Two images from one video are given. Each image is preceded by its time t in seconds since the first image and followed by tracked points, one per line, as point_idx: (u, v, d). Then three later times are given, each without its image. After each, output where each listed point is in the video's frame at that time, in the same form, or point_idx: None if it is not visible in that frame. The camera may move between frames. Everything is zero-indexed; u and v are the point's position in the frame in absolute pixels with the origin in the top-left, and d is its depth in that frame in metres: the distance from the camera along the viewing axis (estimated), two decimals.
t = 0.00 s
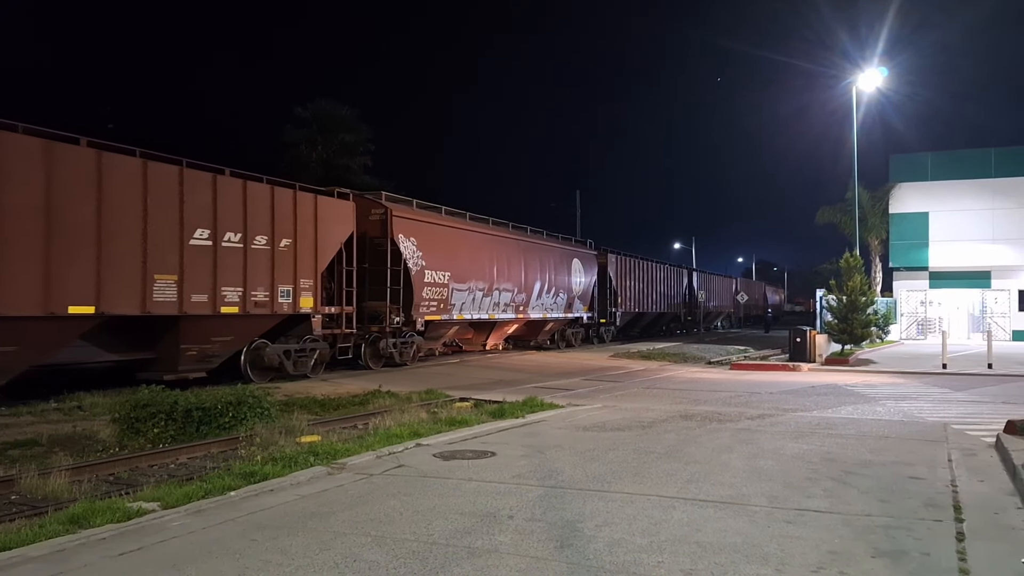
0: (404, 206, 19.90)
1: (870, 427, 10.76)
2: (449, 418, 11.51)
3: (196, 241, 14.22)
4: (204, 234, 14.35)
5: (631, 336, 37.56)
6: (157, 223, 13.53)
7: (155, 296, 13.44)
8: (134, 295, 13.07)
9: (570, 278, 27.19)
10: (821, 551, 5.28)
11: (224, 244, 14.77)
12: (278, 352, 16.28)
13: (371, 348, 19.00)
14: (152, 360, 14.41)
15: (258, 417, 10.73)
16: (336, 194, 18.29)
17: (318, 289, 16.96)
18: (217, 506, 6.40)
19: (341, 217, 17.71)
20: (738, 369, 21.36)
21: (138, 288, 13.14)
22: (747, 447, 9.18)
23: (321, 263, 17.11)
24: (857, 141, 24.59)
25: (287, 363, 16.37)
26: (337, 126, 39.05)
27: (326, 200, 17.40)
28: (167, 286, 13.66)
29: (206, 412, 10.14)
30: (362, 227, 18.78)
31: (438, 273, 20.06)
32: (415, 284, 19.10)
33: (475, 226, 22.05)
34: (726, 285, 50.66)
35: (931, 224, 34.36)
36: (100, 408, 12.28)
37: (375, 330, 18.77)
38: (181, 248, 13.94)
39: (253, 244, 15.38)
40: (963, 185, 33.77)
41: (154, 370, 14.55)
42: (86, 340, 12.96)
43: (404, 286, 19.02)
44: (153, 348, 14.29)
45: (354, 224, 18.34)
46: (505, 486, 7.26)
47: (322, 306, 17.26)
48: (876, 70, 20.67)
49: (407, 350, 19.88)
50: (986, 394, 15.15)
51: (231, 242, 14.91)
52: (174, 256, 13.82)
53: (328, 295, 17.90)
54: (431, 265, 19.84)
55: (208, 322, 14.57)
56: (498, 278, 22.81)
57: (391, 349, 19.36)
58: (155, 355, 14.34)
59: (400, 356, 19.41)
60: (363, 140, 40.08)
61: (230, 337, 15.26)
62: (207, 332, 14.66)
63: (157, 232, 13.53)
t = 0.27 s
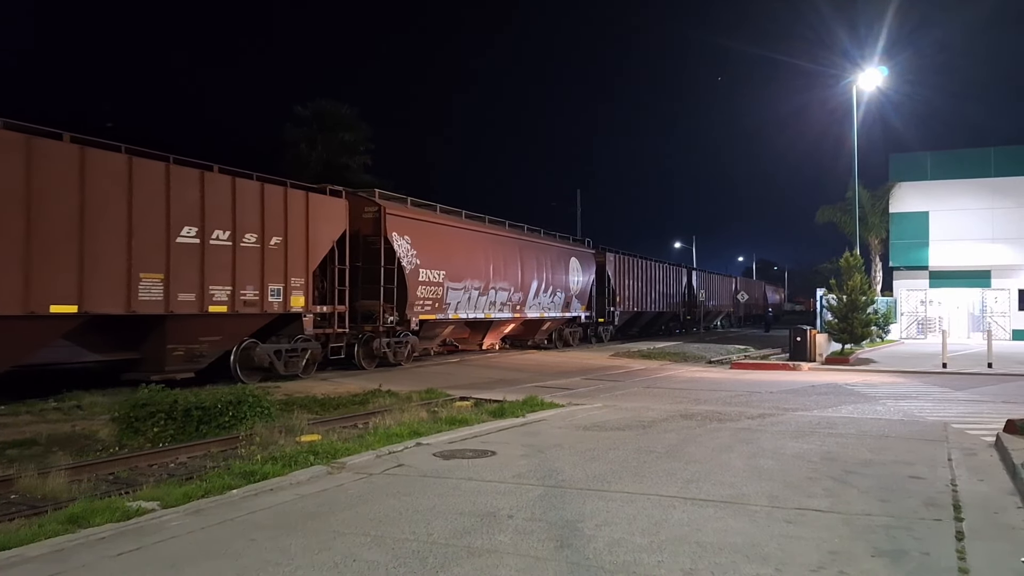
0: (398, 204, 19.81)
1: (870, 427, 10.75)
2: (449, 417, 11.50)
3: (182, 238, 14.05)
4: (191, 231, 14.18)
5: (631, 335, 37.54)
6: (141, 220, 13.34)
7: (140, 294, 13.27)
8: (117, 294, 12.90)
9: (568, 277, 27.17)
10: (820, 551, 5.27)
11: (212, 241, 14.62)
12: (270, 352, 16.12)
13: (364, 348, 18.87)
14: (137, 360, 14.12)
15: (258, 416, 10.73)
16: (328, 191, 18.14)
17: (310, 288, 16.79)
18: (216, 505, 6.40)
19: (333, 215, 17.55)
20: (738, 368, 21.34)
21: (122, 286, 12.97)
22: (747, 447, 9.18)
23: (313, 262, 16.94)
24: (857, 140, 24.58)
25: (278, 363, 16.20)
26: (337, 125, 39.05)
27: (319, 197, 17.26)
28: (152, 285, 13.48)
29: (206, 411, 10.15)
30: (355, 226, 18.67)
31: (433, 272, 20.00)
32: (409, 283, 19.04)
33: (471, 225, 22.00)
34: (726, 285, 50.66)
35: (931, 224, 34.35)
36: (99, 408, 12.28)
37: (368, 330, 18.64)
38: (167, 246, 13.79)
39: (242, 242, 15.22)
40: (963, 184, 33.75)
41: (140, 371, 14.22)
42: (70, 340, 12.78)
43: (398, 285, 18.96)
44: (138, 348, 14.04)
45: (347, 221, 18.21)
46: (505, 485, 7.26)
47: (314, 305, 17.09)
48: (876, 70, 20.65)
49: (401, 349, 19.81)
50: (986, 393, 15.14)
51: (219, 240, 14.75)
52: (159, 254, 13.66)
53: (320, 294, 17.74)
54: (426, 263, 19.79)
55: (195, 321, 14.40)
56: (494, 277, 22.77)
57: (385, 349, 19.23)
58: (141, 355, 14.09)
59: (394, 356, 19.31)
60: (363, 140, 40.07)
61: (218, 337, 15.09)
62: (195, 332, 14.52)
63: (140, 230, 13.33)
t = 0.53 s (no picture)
0: (393, 202, 19.72)
1: (870, 426, 10.76)
2: (449, 416, 11.52)
3: (171, 236, 13.82)
4: (179, 229, 13.95)
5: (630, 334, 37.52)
6: (130, 217, 13.12)
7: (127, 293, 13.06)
8: (105, 292, 12.68)
9: (566, 276, 27.18)
10: (820, 550, 5.28)
11: (201, 239, 14.40)
12: (261, 351, 15.99)
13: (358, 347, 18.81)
14: (124, 360, 13.93)
15: (258, 415, 10.74)
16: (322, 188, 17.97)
17: (302, 287, 16.62)
18: (217, 505, 6.41)
19: (325, 211, 17.41)
20: (738, 367, 21.35)
21: (108, 284, 12.75)
22: (747, 446, 9.20)
23: (305, 260, 16.77)
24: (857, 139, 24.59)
25: (270, 363, 16.07)
26: (337, 124, 39.05)
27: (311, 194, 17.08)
28: (140, 283, 13.27)
29: (207, 410, 10.15)
30: (349, 224, 18.55)
31: (428, 270, 19.92)
32: (404, 282, 18.94)
33: (468, 223, 21.94)
34: (726, 284, 50.67)
35: (931, 223, 34.35)
36: (99, 406, 12.31)
37: (362, 329, 18.58)
38: (155, 244, 13.56)
39: (232, 240, 15.01)
40: (963, 183, 33.75)
41: (128, 371, 13.94)
42: (56, 340, 12.59)
43: (392, 284, 18.80)
44: (124, 348, 13.83)
45: (340, 219, 18.06)
46: (505, 484, 7.27)
47: (306, 304, 16.92)
48: (877, 69, 20.65)
49: (396, 349, 19.80)
50: (986, 392, 15.14)
51: (208, 238, 14.53)
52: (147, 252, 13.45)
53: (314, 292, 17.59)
54: (421, 262, 19.71)
55: (184, 321, 14.19)
56: (490, 276, 22.73)
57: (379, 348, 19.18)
58: (128, 355, 13.87)
59: (388, 355, 19.28)
60: (363, 139, 40.09)
61: (208, 336, 14.90)
62: (184, 332, 14.32)
63: (128, 227, 13.11)
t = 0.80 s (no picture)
0: (388, 201, 19.62)
1: (870, 427, 10.76)
2: (449, 417, 11.51)
3: (158, 235, 13.73)
4: (166, 227, 13.86)
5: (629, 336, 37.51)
6: (113, 216, 13.00)
7: (111, 293, 12.93)
8: (88, 291, 12.55)
9: (563, 277, 27.18)
10: (820, 550, 5.29)
11: (189, 238, 14.28)
12: (250, 352, 15.77)
13: (351, 349, 18.54)
14: (111, 361, 13.82)
15: (258, 416, 10.75)
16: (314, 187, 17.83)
17: (293, 287, 16.47)
18: (217, 504, 6.42)
19: (318, 210, 17.29)
20: (738, 369, 21.34)
21: (92, 283, 12.62)
22: (747, 447, 9.19)
23: (296, 260, 16.63)
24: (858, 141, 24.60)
25: (260, 364, 15.86)
26: (338, 124, 39.07)
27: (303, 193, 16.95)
28: (124, 283, 13.14)
29: (206, 410, 10.16)
30: (343, 223, 18.44)
31: (422, 271, 19.87)
32: (398, 282, 18.87)
33: (463, 223, 21.89)
34: (726, 285, 50.66)
35: (931, 225, 34.36)
36: (100, 406, 12.33)
37: (356, 330, 18.32)
38: (141, 243, 13.45)
39: (220, 240, 14.88)
40: (964, 185, 33.75)
41: (114, 372, 13.94)
42: (36, 341, 12.44)
43: (386, 285, 18.74)
44: (111, 348, 13.77)
45: (333, 218, 17.91)
46: (505, 485, 7.27)
47: (298, 304, 16.77)
48: (877, 71, 20.66)
49: (390, 350, 19.57)
50: (986, 394, 15.13)
51: (196, 237, 14.42)
52: (132, 251, 13.30)
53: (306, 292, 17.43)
54: (415, 262, 19.65)
55: (172, 321, 14.07)
56: (486, 276, 22.71)
57: (373, 349, 18.93)
58: (115, 356, 13.80)
59: (382, 356, 19.03)
60: (364, 139, 40.10)
61: (196, 337, 14.76)
62: (171, 333, 14.19)
63: (112, 227, 12.98)
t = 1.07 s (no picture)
0: (381, 199, 19.43)
1: (869, 426, 10.78)
2: (449, 416, 11.53)
3: (141, 233, 13.29)
4: (151, 225, 13.44)
5: (628, 335, 37.52)
6: (96, 212, 12.58)
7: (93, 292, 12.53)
8: (70, 292, 12.17)
9: (560, 276, 27.13)
10: (819, 550, 5.29)
11: (174, 236, 13.88)
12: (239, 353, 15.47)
13: (343, 349, 18.51)
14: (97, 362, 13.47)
15: (258, 415, 10.75)
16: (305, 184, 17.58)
17: (282, 286, 16.17)
18: (215, 504, 6.41)
19: (309, 208, 16.97)
20: (738, 368, 21.34)
21: (73, 283, 12.23)
22: (746, 446, 9.21)
23: (285, 258, 16.31)
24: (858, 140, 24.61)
25: (249, 364, 15.59)
26: (338, 123, 39.05)
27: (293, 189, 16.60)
28: (108, 281, 12.75)
29: (206, 410, 10.17)
30: (335, 221, 18.23)
31: (416, 269, 19.68)
32: (391, 281, 18.68)
33: (458, 222, 21.72)
34: (725, 284, 50.67)
35: (931, 225, 34.36)
36: (100, 405, 12.34)
37: (348, 330, 18.33)
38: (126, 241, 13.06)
39: (207, 237, 14.50)
40: (963, 185, 33.76)
41: (99, 373, 13.61)
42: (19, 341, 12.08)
43: (379, 283, 18.55)
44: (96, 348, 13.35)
45: (323, 216, 17.57)
46: (505, 484, 7.27)
47: (287, 303, 16.55)
48: (877, 70, 20.67)
49: (383, 350, 19.55)
50: (986, 394, 15.14)
51: (183, 235, 14.05)
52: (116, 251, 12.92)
53: (296, 291, 17.22)
54: (409, 260, 19.46)
55: (157, 321, 13.74)
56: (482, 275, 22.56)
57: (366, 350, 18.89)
58: (100, 356, 13.43)
59: (375, 357, 19.00)
60: (364, 138, 40.11)
61: (183, 337, 14.44)
62: (156, 332, 13.85)
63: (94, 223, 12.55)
